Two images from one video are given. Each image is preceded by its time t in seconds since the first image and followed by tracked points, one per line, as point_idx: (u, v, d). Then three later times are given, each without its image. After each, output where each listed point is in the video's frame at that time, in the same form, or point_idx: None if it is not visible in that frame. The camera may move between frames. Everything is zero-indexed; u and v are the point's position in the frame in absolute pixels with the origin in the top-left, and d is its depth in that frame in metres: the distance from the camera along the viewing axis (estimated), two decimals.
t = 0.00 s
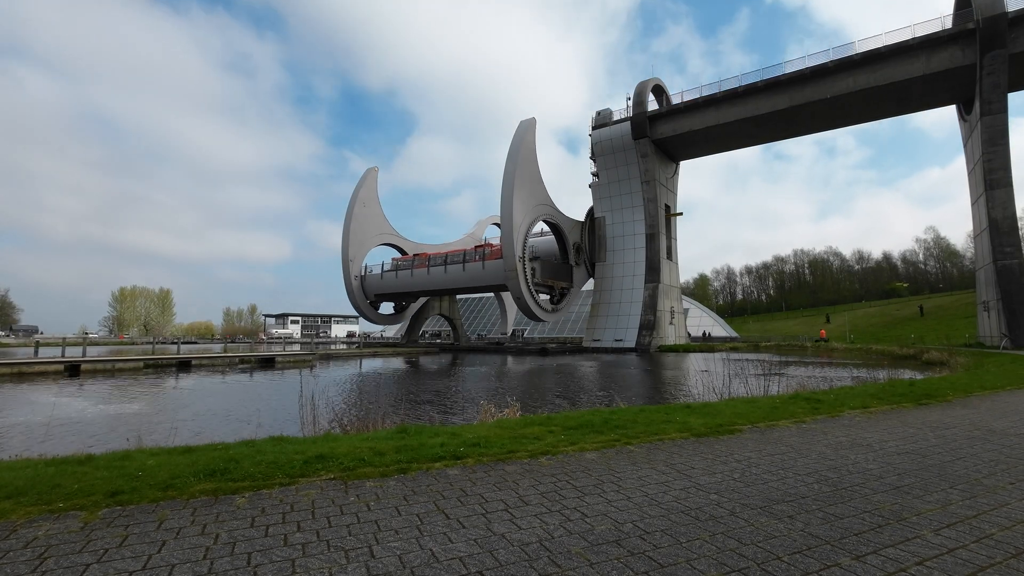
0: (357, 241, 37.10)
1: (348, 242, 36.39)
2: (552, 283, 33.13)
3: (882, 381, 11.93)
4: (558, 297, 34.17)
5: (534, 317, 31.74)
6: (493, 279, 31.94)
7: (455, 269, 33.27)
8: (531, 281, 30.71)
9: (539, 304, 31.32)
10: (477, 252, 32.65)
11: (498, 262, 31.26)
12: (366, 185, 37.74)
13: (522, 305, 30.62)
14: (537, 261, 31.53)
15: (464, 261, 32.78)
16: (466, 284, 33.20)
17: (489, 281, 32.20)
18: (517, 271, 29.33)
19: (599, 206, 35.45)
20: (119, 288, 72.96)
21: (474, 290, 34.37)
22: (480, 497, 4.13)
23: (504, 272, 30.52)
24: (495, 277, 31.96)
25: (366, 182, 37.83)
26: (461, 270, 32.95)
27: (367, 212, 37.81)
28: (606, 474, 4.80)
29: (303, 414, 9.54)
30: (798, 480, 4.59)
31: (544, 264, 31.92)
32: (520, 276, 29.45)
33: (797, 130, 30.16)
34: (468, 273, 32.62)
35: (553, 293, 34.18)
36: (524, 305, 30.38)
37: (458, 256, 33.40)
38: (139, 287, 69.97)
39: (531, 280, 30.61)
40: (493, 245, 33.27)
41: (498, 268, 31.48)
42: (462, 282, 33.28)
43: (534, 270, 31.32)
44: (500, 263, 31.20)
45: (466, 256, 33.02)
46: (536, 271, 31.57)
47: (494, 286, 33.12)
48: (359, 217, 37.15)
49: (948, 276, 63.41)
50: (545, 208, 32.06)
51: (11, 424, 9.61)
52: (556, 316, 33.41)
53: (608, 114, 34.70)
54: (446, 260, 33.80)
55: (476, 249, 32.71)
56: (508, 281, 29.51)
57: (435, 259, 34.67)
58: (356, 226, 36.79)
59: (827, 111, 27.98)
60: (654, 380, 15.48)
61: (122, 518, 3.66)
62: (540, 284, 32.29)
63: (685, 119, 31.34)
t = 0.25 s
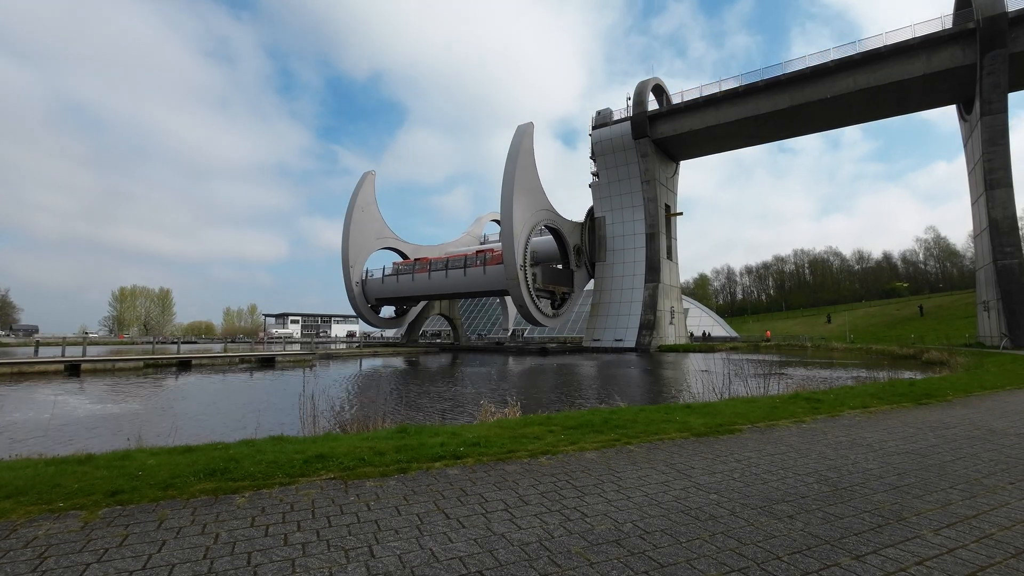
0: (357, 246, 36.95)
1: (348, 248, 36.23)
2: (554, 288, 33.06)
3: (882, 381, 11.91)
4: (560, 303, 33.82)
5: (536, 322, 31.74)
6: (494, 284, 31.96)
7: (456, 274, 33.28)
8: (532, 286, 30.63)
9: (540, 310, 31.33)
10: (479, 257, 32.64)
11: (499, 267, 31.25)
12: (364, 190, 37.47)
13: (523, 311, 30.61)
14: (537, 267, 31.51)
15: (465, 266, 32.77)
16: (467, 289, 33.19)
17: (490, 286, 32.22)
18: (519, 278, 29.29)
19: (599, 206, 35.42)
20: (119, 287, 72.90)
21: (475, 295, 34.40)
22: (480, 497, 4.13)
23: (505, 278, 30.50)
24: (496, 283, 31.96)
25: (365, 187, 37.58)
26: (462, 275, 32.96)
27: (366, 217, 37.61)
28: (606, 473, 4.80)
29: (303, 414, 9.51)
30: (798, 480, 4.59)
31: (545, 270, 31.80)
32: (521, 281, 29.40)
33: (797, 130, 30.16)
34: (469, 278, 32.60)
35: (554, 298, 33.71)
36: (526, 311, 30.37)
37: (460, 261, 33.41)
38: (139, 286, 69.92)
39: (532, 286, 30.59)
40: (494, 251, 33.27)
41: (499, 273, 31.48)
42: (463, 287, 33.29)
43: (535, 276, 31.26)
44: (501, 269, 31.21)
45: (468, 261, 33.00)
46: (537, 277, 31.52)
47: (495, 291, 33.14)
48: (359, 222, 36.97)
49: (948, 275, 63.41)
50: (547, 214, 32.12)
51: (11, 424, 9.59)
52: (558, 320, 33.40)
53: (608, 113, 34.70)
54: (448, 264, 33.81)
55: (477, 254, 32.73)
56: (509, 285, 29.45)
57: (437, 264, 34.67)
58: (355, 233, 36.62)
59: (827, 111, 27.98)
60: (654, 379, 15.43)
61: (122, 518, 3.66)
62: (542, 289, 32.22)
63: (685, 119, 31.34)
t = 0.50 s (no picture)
0: (357, 253, 36.91)
1: (348, 255, 36.19)
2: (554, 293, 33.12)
3: (882, 381, 11.90)
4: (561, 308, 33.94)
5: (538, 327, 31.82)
6: (495, 289, 31.99)
7: (457, 279, 33.29)
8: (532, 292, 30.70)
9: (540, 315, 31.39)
10: (480, 262, 32.64)
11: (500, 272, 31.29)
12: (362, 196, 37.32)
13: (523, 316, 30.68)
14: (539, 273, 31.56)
15: (466, 271, 32.78)
16: (468, 294, 33.22)
17: (491, 292, 32.24)
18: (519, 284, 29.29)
19: (599, 206, 35.43)
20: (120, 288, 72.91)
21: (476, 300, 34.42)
22: (480, 497, 4.13)
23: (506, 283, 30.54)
24: (497, 288, 31.97)
25: (362, 192, 37.40)
26: (463, 280, 32.96)
27: (366, 223, 37.53)
28: (606, 474, 4.80)
29: (303, 414, 9.51)
30: (798, 480, 4.59)
31: (546, 275, 31.95)
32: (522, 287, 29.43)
33: (797, 130, 30.16)
34: (470, 283, 32.63)
35: (555, 303, 33.84)
36: (527, 318, 30.52)
37: (460, 266, 33.40)
38: (139, 287, 69.94)
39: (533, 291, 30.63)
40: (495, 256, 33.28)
41: (499, 279, 31.51)
42: (464, 292, 33.32)
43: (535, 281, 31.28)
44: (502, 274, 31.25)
45: (469, 267, 33.00)
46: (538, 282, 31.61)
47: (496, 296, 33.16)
48: (358, 228, 36.91)
49: (948, 275, 63.43)
50: (548, 219, 32.15)
51: (11, 424, 9.59)
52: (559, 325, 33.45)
53: (608, 114, 34.71)
54: (448, 269, 33.81)
55: (477, 259, 32.73)
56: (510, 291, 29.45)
57: (438, 269, 34.67)
58: (355, 239, 36.56)
59: (827, 111, 27.99)
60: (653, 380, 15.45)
61: (122, 518, 3.66)
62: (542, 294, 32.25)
63: (685, 119, 31.35)
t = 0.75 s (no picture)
0: (357, 259, 36.90)
1: (348, 262, 36.19)
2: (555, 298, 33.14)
3: (882, 381, 11.89)
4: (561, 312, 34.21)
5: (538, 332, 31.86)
6: (496, 294, 32.00)
7: (458, 284, 33.28)
8: (534, 297, 30.77)
9: (542, 319, 31.45)
10: (481, 267, 32.64)
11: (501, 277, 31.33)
12: (360, 201, 37.22)
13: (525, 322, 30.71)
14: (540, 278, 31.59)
15: (467, 276, 32.76)
16: (469, 299, 33.24)
17: (493, 296, 32.27)
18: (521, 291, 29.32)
19: (599, 206, 35.40)
20: (119, 288, 72.88)
21: (477, 305, 34.44)
22: (480, 497, 4.13)
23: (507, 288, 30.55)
24: (498, 293, 32.00)
25: (360, 198, 37.26)
26: (464, 285, 32.95)
27: (365, 228, 37.47)
28: (606, 474, 4.80)
29: (303, 414, 9.51)
30: (798, 480, 4.59)
31: (547, 280, 32.01)
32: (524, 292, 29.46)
33: (797, 130, 30.16)
34: (471, 288, 32.64)
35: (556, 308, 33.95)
36: (529, 323, 30.59)
37: (461, 271, 33.39)
38: (139, 286, 69.89)
39: (534, 296, 30.69)
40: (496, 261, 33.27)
41: (501, 284, 31.53)
42: (465, 297, 33.32)
43: (537, 285, 31.32)
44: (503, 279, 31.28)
45: (470, 271, 32.98)
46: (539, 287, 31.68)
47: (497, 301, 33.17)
48: (357, 233, 36.86)
49: (948, 275, 63.43)
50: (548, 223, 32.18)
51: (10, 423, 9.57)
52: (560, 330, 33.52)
53: (608, 113, 34.70)
54: (450, 274, 33.79)
55: (478, 264, 32.73)
56: (512, 296, 29.47)
57: (439, 273, 34.66)
58: (354, 245, 36.51)
59: (827, 111, 28.00)
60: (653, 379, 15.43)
61: (121, 518, 3.66)
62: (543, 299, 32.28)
63: (685, 119, 31.34)
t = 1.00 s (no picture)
0: (357, 264, 36.93)
1: (349, 268, 36.22)
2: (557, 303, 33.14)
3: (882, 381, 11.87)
4: (562, 317, 34.01)
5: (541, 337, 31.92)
6: (498, 298, 31.97)
7: (460, 289, 33.26)
8: (535, 302, 30.79)
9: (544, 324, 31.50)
10: (482, 271, 32.67)
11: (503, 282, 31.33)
12: (358, 206, 37.13)
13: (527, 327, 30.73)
14: (541, 283, 31.63)
15: (469, 281, 32.77)
16: (471, 303, 33.24)
17: (494, 301, 32.25)
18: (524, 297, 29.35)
19: (599, 206, 35.39)
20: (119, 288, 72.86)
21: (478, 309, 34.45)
22: (480, 497, 4.13)
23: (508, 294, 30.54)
24: (499, 297, 32.01)
25: (358, 202, 37.17)
26: (466, 290, 32.95)
27: (364, 232, 37.42)
28: (606, 473, 4.79)
29: (303, 413, 9.49)
30: (798, 480, 4.58)
31: (548, 285, 32.08)
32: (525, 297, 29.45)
33: (797, 129, 30.15)
34: (473, 293, 32.62)
35: (558, 313, 33.99)
36: (531, 329, 30.64)
37: (463, 275, 33.37)
38: (139, 286, 69.88)
39: (536, 301, 30.71)
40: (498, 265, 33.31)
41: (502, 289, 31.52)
42: (467, 302, 33.30)
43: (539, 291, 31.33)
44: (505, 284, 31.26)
45: (472, 276, 33.01)
46: (541, 292, 31.73)
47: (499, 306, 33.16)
48: (356, 238, 36.82)
49: (948, 275, 63.40)
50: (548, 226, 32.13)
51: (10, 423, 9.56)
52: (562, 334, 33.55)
53: (608, 113, 34.70)
54: (451, 279, 33.77)
55: (480, 269, 32.73)
56: (513, 301, 29.48)
57: (440, 278, 34.65)
58: (354, 251, 36.50)
59: (827, 111, 27.98)
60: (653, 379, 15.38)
61: (121, 518, 3.65)
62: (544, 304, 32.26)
63: (685, 119, 31.33)
